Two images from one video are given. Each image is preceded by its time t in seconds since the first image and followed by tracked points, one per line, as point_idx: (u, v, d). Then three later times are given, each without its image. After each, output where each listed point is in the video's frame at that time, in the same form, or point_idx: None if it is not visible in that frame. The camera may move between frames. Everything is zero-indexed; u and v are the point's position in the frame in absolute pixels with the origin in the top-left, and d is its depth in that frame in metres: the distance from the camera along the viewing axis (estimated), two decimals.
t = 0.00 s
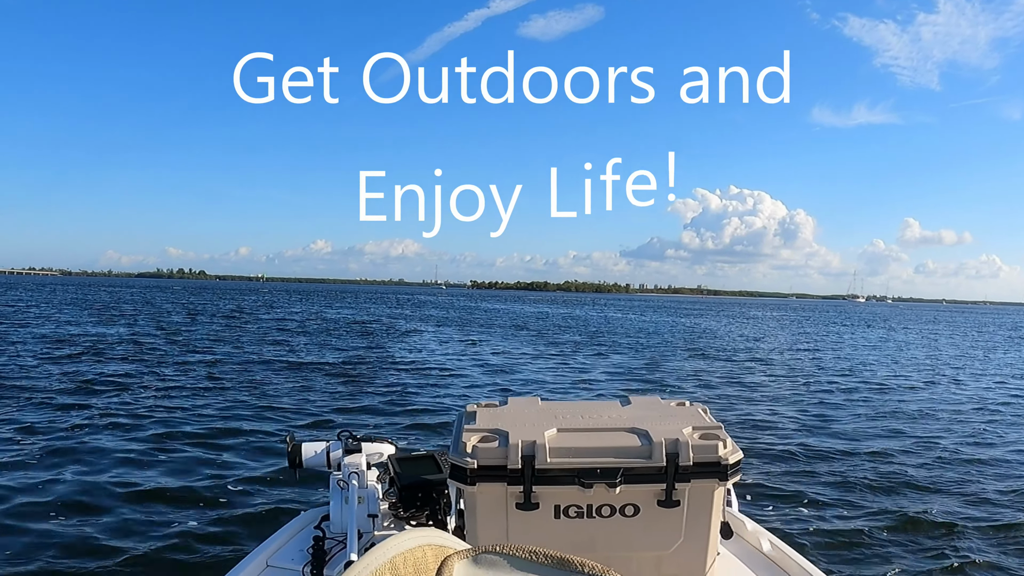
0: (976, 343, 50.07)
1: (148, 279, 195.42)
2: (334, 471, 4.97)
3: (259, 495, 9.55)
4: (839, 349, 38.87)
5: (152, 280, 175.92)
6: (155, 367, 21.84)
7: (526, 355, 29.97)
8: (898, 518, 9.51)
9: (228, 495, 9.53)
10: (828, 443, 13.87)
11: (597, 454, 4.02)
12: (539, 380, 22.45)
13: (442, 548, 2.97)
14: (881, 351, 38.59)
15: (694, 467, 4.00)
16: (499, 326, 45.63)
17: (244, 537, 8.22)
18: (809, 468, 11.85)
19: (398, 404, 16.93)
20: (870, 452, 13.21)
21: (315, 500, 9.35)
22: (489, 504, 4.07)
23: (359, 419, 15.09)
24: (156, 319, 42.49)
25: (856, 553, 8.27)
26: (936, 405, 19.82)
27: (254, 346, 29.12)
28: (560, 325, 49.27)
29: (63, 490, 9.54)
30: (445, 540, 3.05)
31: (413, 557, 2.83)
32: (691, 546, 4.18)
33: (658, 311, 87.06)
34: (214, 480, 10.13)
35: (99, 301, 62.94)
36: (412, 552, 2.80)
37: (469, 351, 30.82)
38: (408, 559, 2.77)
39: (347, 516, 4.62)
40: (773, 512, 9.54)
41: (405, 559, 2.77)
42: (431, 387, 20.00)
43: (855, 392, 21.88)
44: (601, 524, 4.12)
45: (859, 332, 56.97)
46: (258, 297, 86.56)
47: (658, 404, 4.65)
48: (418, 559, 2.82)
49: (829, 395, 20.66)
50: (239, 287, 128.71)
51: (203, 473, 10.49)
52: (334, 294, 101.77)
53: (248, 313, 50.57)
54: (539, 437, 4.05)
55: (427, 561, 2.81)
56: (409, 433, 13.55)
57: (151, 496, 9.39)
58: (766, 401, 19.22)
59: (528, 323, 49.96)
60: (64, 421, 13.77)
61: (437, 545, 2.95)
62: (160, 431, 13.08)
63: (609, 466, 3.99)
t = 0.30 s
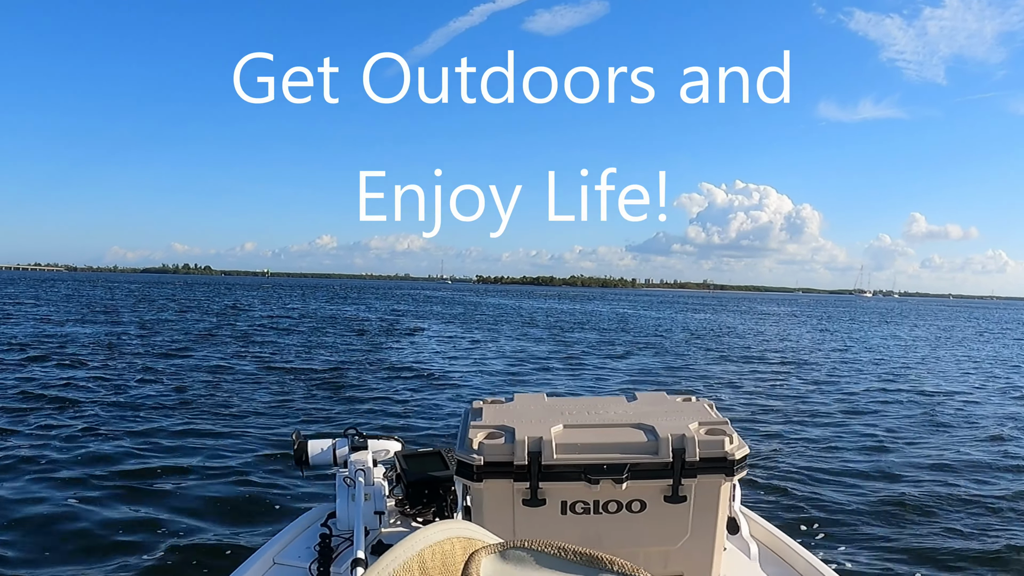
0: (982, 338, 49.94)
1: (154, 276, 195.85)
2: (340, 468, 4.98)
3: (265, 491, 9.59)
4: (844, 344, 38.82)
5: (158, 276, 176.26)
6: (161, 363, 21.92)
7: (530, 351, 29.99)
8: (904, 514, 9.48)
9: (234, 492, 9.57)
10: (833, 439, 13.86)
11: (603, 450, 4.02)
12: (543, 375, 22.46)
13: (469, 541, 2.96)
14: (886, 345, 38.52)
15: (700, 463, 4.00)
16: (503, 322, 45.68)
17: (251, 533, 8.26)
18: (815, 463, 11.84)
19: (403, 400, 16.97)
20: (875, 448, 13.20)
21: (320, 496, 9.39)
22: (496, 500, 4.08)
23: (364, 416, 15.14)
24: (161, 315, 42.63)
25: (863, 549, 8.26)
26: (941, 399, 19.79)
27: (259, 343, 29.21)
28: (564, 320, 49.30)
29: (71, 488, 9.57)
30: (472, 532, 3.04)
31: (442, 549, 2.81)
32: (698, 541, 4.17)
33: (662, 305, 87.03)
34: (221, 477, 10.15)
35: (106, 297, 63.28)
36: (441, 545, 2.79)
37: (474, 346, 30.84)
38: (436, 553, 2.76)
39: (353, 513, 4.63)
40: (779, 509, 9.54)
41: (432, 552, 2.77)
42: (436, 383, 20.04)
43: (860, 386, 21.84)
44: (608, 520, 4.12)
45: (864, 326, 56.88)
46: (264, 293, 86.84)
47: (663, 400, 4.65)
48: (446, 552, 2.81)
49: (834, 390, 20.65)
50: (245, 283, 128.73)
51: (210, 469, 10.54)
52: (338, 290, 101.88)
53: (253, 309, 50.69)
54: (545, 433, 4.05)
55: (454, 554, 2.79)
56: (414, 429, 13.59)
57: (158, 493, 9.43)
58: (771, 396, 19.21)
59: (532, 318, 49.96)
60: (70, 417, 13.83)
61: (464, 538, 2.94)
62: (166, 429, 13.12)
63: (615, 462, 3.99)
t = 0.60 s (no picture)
0: (984, 335, 49.77)
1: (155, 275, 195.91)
2: (338, 469, 4.98)
3: (265, 492, 9.59)
4: (845, 342, 38.74)
5: (159, 275, 176.35)
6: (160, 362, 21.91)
7: (531, 349, 29.95)
8: (904, 513, 9.47)
9: (234, 491, 9.58)
10: (833, 438, 13.83)
11: (601, 452, 4.01)
12: (544, 375, 22.41)
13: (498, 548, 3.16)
14: (887, 343, 38.46)
15: (698, 466, 4.00)
16: (503, 321, 45.65)
17: (250, 532, 8.26)
18: (815, 462, 11.83)
19: (403, 399, 16.95)
20: (876, 447, 13.19)
21: (319, 495, 9.37)
22: (494, 501, 4.08)
23: (363, 415, 15.13)
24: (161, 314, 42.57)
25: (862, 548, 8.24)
26: (942, 397, 19.76)
27: (259, 342, 29.21)
28: (565, 318, 49.20)
29: (70, 488, 9.56)
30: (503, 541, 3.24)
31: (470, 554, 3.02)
32: (695, 544, 4.17)
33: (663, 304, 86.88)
34: (220, 477, 10.14)
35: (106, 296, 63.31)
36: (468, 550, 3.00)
37: (474, 345, 30.81)
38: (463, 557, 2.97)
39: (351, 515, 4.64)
40: (778, 508, 9.54)
41: (460, 555, 2.97)
42: (436, 381, 20.02)
43: (861, 384, 21.81)
44: (606, 521, 4.11)
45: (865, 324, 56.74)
46: (264, 292, 86.82)
47: (661, 402, 4.64)
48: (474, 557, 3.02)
49: (835, 389, 20.61)
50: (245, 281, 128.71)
51: (210, 469, 10.56)
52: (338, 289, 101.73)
53: (252, 308, 50.66)
54: (543, 435, 4.05)
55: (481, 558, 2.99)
56: (413, 429, 13.59)
57: (157, 493, 9.44)
58: (771, 395, 19.20)
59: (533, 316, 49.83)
60: (70, 417, 13.83)
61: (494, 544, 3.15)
62: (165, 429, 13.10)
63: (613, 464, 3.98)
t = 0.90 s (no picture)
0: (983, 333, 49.73)
1: (157, 272, 195.68)
2: (336, 467, 4.97)
3: (264, 489, 9.59)
4: (845, 340, 38.71)
5: (159, 272, 176.33)
6: (159, 361, 21.88)
7: (531, 347, 29.91)
8: (904, 511, 9.44)
9: (233, 490, 9.59)
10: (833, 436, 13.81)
11: (600, 450, 4.01)
12: (543, 373, 22.40)
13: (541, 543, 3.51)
14: (887, 341, 38.46)
15: (697, 463, 3.99)
16: (503, 319, 45.63)
17: (248, 530, 8.26)
18: (814, 460, 11.83)
19: (402, 397, 16.95)
20: (875, 445, 13.19)
21: (316, 494, 9.35)
22: (492, 499, 4.07)
23: (363, 413, 15.13)
24: (160, 312, 42.54)
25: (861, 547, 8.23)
26: (942, 395, 19.76)
27: (258, 339, 29.20)
28: (565, 316, 49.15)
29: (69, 487, 9.56)
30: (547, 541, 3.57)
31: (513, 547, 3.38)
32: (694, 542, 4.17)
33: (663, 302, 86.74)
34: (220, 475, 10.14)
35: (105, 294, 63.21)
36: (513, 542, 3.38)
37: (473, 343, 30.77)
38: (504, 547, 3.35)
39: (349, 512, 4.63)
40: (777, 506, 9.53)
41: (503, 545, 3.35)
42: (435, 379, 20.03)
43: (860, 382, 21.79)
44: (604, 519, 4.11)
45: (865, 322, 56.68)
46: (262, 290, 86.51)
47: (659, 401, 4.63)
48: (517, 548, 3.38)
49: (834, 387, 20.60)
50: (246, 279, 128.67)
51: (209, 467, 10.56)
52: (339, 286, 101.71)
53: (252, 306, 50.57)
54: (541, 433, 4.04)
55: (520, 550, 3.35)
56: (412, 427, 13.59)
57: (156, 492, 9.44)
58: (770, 393, 19.19)
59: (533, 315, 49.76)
60: (69, 415, 13.82)
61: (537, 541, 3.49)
62: (165, 427, 13.09)
63: (611, 462, 3.98)
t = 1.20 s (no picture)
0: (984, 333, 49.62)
1: (157, 271, 195.56)
2: (335, 465, 4.97)
3: (263, 488, 9.59)
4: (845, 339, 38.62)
5: (159, 271, 176.37)
6: (158, 359, 21.87)
7: (531, 346, 29.86)
8: (904, 510, 9.42)
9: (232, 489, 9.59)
10: (832, 435, 13.79)
11: (599, 448, 4.00)
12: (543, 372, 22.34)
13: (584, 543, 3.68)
14: (888, 341, 38.39)
15: (696, 462, 3.98)
16: (503, 318, 45.51)
17: (245, 529, 8.25)
18: (813, 459, 11.81)
19: (401, 396, 16.93)
20: (874, 444, 13.17)
21: (314, 493, 9.34)
22: (492, 498, 4.07)
23: (362, 412, 15.13)
24: (158, 311, 42.56)
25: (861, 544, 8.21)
26: (942, 395, 19.72)
27: (256, 338, 29.18)
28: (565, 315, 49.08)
29: (69, 486, 9.55)
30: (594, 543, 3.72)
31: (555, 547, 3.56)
32: (694, 541, 4.17)
33: (664, 300, 86.50)
34: (219, 474, 10.14)
35: (104, 292, 63.23)
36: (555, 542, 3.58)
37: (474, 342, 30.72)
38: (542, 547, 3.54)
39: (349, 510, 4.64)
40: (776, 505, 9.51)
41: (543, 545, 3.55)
42: (434, 378, 20.02)
43: (859, 382, 21.76)
44: (603, 518, 4.10)
45: (866, 321, 56.53)
46: (261, 288, 86.28)
47: (659, 399, 4.62)
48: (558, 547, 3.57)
49: (834, 386, 20.56)
50: (245, 279, 128.73)
51: (208, 466, 10.56)
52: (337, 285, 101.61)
53: (250, 305, 50.54)
54: (541, 432, 4.04)
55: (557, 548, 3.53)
56: (411, 426, 13.58)
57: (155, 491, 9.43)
58: (770, 392, 19.17)
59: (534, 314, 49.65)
60: (67, 414, 13.80)
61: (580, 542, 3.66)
62: (163, 425, 13.08)
63: (611, 460, 3.97)
